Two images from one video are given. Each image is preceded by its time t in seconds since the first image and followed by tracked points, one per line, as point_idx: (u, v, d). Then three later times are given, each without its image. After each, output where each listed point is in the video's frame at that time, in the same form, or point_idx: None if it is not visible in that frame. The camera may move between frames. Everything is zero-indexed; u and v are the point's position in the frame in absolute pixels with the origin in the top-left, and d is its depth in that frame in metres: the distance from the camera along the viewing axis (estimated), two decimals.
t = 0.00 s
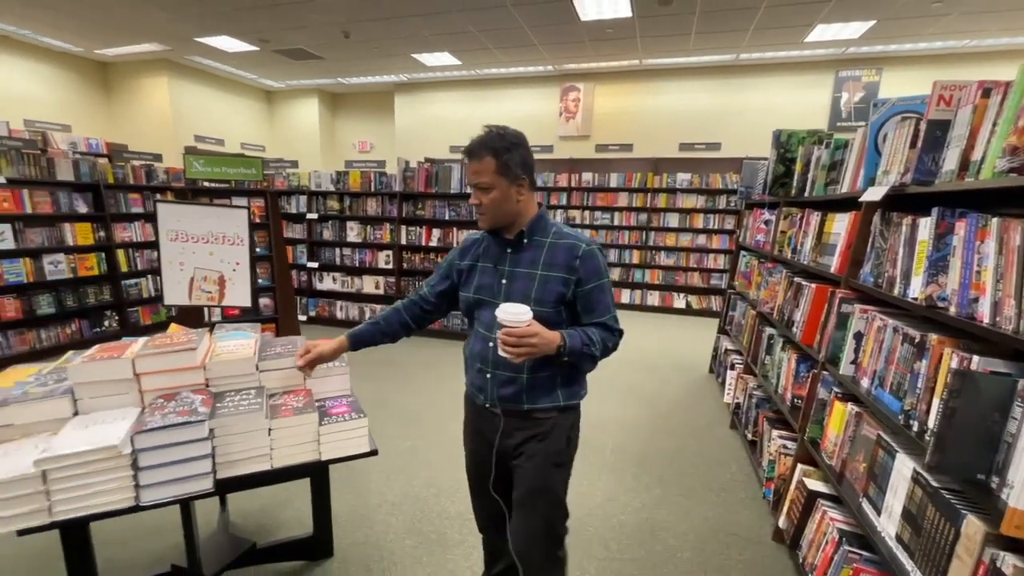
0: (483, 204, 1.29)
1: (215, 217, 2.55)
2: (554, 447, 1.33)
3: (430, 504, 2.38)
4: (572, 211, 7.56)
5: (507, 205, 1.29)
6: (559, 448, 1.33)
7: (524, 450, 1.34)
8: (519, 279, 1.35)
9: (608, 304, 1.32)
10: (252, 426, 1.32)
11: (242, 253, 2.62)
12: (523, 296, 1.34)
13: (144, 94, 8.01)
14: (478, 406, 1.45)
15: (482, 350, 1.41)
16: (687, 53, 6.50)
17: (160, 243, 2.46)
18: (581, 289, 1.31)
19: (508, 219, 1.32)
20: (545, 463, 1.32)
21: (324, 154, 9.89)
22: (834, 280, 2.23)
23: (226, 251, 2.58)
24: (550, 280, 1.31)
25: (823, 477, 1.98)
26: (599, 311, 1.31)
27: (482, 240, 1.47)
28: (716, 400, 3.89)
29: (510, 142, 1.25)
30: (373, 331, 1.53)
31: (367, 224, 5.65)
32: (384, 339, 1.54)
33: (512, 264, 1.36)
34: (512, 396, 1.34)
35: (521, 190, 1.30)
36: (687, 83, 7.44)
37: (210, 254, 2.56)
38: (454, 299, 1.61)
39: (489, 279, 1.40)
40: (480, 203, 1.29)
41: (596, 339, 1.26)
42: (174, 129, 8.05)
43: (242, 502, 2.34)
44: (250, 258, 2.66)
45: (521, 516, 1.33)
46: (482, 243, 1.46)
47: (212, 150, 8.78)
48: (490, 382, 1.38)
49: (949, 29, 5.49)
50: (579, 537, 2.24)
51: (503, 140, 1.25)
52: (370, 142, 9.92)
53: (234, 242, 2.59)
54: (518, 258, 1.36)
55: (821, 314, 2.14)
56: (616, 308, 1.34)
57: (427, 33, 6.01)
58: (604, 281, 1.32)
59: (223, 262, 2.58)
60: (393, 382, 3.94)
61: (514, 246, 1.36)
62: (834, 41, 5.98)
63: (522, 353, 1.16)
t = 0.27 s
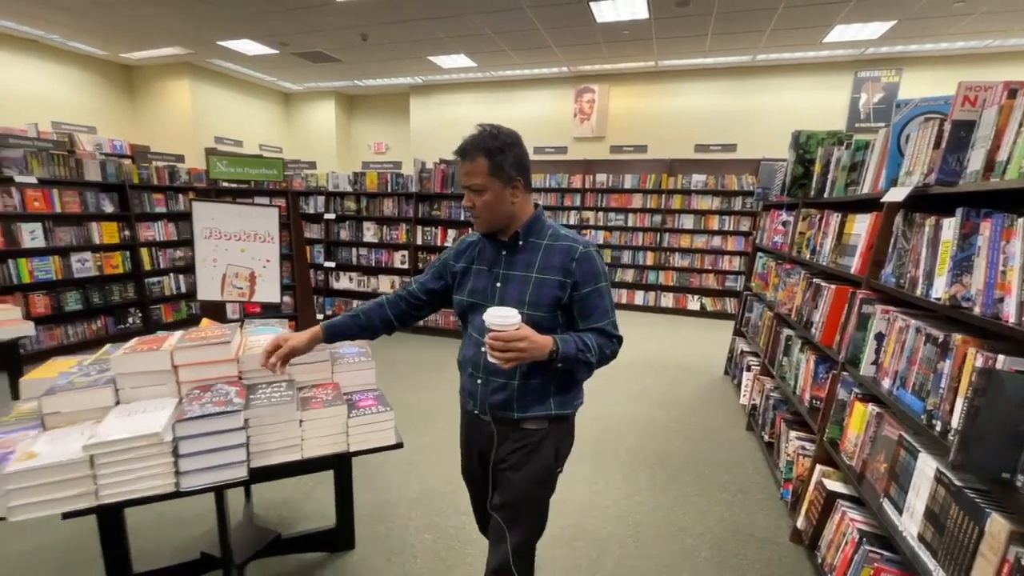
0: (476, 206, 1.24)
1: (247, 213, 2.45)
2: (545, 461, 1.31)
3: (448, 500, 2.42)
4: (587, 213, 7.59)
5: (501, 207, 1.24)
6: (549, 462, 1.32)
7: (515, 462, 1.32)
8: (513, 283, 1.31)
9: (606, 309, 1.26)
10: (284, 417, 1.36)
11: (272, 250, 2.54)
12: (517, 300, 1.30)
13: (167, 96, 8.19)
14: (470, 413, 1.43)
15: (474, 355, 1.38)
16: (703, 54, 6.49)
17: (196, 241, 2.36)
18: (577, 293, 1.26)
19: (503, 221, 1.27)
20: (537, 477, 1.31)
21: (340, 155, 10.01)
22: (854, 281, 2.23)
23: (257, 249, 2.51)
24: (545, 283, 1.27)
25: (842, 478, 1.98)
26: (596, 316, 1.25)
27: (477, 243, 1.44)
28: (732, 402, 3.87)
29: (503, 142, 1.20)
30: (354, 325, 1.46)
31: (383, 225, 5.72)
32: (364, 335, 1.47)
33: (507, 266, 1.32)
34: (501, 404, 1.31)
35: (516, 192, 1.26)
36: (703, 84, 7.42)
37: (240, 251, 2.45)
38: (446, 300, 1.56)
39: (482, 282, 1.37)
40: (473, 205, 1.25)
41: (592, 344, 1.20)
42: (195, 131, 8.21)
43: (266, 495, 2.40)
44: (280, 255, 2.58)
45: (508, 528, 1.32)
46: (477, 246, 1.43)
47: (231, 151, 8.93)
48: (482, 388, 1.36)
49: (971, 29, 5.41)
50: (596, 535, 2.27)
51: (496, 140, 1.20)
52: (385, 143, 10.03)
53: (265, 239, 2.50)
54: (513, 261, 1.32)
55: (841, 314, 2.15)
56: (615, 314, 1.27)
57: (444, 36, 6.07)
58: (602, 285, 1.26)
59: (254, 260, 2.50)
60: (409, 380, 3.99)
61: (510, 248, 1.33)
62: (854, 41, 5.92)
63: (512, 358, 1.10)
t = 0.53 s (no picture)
0: (475, 206, 1.20)
1: (277, 213, 2.47)
2: (552, 478, 1.23)
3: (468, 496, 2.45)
4: (602, 214, 7.61)
5: (502, 207, 1.19)
6: (555, 477, 1.24)
7: (520, 484, 1.22)
8: (512, 286, 1.25)
9: (611, 316, 1.19)
10: (315, 410, 1.41)
11: (302, 248, 2.54)
12: (515, 305, 1.23)
13: (190, 99, 8.38)
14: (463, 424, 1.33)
15: (471, 362, 1.33)
16: (721, 54, 6.46)
17: (227, 239, 2.40)
18: (579, 300, 1.19)
19: (502, 222, 1.22)
20: (543, 494, 1.23)
21: (357, 156, 10.13)
22: (876, 283, 2.21)
23: (286, 247, 2.51)
24: (545, 288, 1.20)
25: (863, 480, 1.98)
26: (600, 323, 1.18)
27: (479, 243, 1.38)
28: (749, 404, 3.85)
29: (505, 139, 1.15)
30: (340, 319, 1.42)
31: (400, 225, 5.79)
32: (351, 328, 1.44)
33: (507, 269, 1.27)
34: (498, 414, 1.23)
35: (517, 192, 1.20)
36: (720, 84, 7.38)
37: (271, 249, 2.49)
38: (443, 299, 1.51)
39: (481, 285, 1.31)
40: (472, 204, 1.20)
41: (595, 355, 1.14)
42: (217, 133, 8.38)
43: (289, 488, 2.45)
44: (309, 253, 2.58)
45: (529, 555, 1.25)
46: (478, 247, 1.37)
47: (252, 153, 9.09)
48: (476, 398, 1.28)
49: (997, 27, 5.31)
50: (614, 533, 2.29)
51: (498, 138, 1.15)
52: (402, 144, 10.14)
53: (294, 238, 2.51)
54: (513, 264, 1.26)
55: (862, 314, 2.13)
56: (621, 322, 1.20)
57: (461, 38, 6.13)
58: (606, 291, 1.20)
59: (283, 257, 2.51)
60: (426, 379, 4.04)
61: (510, 250, 1.27)
62: (876, 40, 5.84)
63: (501, 368, 1.04)
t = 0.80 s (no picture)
0: (441, 213, 1.11)
1: (302, 212, 2.53)
2: (555, 481, 1.19)
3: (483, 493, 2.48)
4: (617, 215, 7.60)
5: (469, 213, 1.10)
6: (558, 480, 1.20)
7: (523, 492, 1.17)
8: (494, 293, 1.16)
9: (596, 314, 1.09)
10: (338, 404, 1.45)
11: (325, 247, 2.59)
12: (498, 313, 1.15)
13: (212, 102, 8.56)
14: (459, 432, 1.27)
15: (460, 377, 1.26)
16: (739, 54, 6.41)
17: (253, 237, 2.46)
18: (561, 301, 1.10)
19: (472, 228, 1.13)
20: (548, 498, 1.18)
21: (373, 157, 10.24)
22: (899, 284, 2.18)
23: (310, 245, 2.56)
24: (526, 291, 1.11)
25: (884, 483, 1.96)
26: (585, 323, 1.08)
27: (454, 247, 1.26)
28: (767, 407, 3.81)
29: (466, 139, 1.06)
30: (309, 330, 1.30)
31: (416, 225, 5.86)
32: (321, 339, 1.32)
33: (485, 276, 1.17)
34: (492, 426, 1.17)
35: (484, 195, 1.10)
36: (738, 84, 7.32)
37: (296, 248, 2.54)
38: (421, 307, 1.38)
39: (462, 293, 1.21)
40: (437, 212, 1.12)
41: (581, 356, 1.04)
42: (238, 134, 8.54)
43: (308, 484, 2.49)
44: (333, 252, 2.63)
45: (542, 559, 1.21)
46: (454, 252, 1.25)
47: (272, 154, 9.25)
48: (470, 410, 1.22)
49: None
50: (630, 532, 2.29)
51: (458, 138, 1.06)
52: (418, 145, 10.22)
53: (318, 237, 2.56)
54: (491, 269, 1.16)
55: (884, 315, 2.11)
56: (608, 318, 1.10)
57: (478, 40, 6.17)
58: (589, 288, 1.09)
59: (307, 255, 2.56)
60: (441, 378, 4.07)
61: (485, 254, 1.17)
62: (899, 39, 5.74)
63: (478, 377, 0.96)
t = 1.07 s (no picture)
0: (385, 221, 1.08)
1: (324, 213, 2.57)
2: (536, 480, 1.19)
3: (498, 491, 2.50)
4: (632, 215, 7.57)
5: (414, 218, 1.07)
6: (539, 477, 1.20)
7: (503, 493, 1.17)
8: (451, 294, 1.13)
9: (555, 306, 1.08)
10: (358, 400, 1.48)
11: (345, 247, 2.63)
12: (457, 313, 1.12)
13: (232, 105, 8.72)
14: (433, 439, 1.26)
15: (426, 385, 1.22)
16: (756, 54, 6.35)
17: (276, 237, 2.52)
18: (518, 296, 1.08)
19: (420, 232, 1.10)
20: (528, 497, 1.18)
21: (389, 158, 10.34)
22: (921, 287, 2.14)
23: (331, 245, 2.60)
24: (482, 290, 1.09)
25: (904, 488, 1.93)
26: (544, 316, 1.07)
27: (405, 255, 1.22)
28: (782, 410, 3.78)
29: (402, 142, 1.02)
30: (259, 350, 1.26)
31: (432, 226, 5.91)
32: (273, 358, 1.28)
33: (440, 279, 1.13)
34: (466, 431, 1.15)
35: (428, 198, 1.07)
36: (755, 83, 7.25)
37: (317, 247, 2.59)
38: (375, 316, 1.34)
39: (419, 300, 1.18)
40: (382, 220, 1.08)
41: (542, 349, 1.03)
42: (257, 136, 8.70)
43: (325, 480, 2.54)
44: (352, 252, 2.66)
45: (529, 560, 1.20)
46: (405, 259, 1.21)
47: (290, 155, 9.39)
48: (443, 417, 1.19)
49: None
50: (644, 533, 2.30)
51: (394, 142, 1.02)
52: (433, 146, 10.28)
53: (338, 237, 2.60)
54: (445, 271, 1.13)
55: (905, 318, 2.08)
56: (566, 310, 1.10)
57: (494, 41, 6.21)
58: (545, 280, 1.09)
59: (327, 255, 2.60)
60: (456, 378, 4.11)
61: (438, 257, 1.13)
62: (922, 37, 5.63)
63: (437, 374, 0.94)
